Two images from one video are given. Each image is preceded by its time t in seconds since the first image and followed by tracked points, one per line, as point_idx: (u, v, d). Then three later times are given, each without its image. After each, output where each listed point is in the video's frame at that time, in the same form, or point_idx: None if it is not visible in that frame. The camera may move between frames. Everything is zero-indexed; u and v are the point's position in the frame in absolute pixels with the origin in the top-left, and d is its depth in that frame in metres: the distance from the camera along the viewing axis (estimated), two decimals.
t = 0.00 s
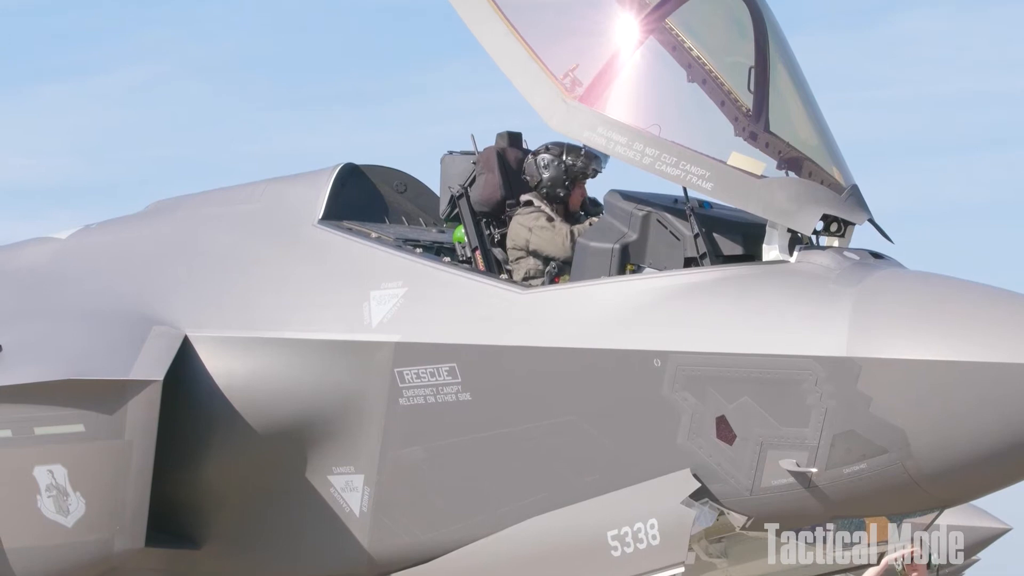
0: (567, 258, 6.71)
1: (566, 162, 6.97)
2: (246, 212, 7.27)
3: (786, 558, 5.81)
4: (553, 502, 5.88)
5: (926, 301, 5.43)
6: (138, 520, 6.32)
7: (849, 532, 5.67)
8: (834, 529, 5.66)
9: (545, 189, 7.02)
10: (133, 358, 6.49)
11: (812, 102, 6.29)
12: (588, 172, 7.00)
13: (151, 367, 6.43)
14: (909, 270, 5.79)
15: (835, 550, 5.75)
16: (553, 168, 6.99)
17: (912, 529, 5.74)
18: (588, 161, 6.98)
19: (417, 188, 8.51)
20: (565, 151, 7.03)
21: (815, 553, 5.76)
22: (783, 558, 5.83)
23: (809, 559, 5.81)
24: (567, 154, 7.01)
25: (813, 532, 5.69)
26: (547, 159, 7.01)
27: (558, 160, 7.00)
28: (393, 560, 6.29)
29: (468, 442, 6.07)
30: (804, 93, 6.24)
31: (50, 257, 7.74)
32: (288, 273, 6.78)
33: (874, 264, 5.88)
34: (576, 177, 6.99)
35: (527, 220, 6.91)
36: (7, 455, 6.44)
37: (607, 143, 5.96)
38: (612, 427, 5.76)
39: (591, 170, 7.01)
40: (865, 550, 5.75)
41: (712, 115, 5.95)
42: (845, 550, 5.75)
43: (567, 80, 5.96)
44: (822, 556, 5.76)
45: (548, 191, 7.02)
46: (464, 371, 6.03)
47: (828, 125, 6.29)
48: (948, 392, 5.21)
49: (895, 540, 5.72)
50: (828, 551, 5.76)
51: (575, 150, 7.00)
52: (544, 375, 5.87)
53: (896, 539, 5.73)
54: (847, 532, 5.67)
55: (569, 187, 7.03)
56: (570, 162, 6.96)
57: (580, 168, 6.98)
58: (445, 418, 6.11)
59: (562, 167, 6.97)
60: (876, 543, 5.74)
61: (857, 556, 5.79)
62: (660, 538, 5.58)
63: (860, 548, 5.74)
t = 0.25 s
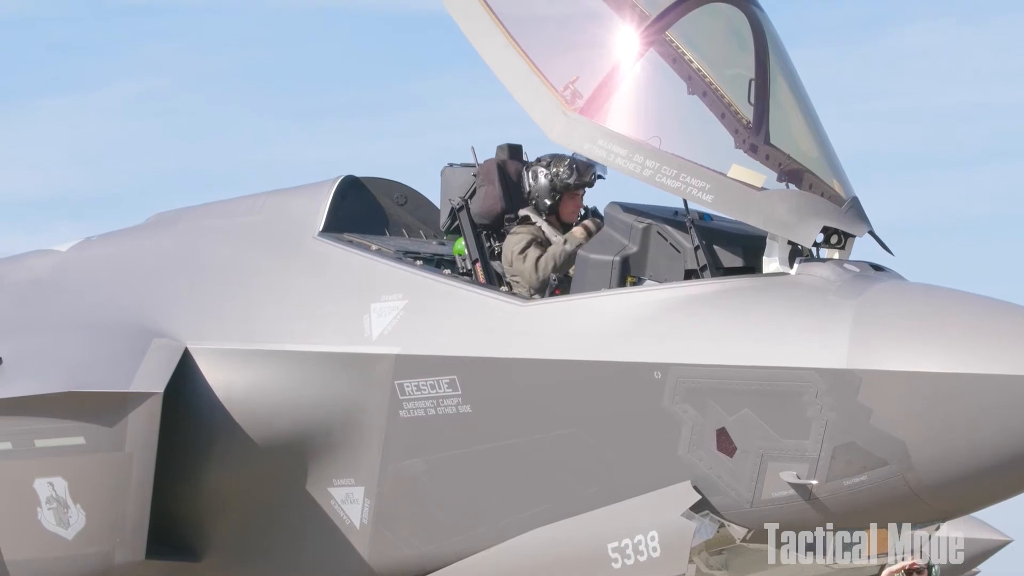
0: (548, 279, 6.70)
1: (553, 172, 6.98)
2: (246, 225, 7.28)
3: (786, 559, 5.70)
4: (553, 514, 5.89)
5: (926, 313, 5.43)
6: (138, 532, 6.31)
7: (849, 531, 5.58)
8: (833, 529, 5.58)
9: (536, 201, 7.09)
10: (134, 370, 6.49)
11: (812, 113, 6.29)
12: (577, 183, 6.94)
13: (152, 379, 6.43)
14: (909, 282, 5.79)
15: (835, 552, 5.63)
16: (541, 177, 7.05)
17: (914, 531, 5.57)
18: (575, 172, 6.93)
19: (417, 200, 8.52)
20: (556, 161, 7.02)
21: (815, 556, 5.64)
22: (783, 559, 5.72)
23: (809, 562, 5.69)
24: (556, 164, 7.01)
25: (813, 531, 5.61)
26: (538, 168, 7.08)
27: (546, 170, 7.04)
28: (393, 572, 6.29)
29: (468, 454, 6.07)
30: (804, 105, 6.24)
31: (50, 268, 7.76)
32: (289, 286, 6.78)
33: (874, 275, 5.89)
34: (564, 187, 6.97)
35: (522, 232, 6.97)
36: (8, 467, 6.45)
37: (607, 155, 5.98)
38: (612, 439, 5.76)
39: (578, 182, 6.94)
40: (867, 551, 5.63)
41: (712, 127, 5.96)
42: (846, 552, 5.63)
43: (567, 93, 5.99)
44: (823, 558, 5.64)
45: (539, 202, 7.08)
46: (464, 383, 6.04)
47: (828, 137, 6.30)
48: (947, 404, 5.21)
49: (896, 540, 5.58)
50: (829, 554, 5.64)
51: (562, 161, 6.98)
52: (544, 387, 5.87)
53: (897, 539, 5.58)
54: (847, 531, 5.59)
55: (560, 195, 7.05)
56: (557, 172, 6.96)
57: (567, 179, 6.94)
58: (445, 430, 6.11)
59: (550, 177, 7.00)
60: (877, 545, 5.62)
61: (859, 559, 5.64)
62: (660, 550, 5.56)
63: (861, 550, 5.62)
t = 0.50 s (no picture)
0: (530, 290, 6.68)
1: (545, 183, 6.95)
2: (246, 236, 7.29)
3: (786, 560, 5.66)
4: (553, 524, 5.88)
5: (926, 323, 5.43)
6: (139, 543, 6.32)
7: (849, 532, 5.55)
8: (834, 529, 5.55)
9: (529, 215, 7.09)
10: (134, 381, 6.50)
11: (812, 123, 6.30)
12: (568, 194, 6.88)
13: (152, 390, 6.44)
14: (909, 292, 5.79)
15: (835, 551, 5.61)
16: (533, 189, 7.03)
17: (914, 531, 5.53)
18: (567, 182, 6.87)
19: (417, 211, 8.52)
20: (549, 172, 7.01)
21: (815, 557, 5.62)
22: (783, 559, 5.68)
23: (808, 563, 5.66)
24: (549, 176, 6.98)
25: (813, 532, 5.58)
26: (531, 181, 7.08)
27: (539, 182, 7.02)
28: None
29: (468, 465, 6.06)
30: (804, 115, 6.25)
31: (50, 279, 7.76)
32: (289, 296, 6.79)
33: (874, 286, 5.89)
34: (556, 198, 6.92)
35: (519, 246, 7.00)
36: (7, 478, 6.45)
37: (607, 165, 5.99)
38: (612, 450, 5.75)
39: (569, 193, 6.88)
40: (867, 551, 5.61)
41: (713, 138, 5.98)
42: (846, 552, 5.61)
43: (567, 103, 6.00)
44: (823, 557, 5.62)
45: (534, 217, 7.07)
46: (464, 394, 6.04)
47: (828, 147, 6.30)
48: (948, 415, 5.21)
49: (896, 540, 5.55)
50: (828, 553, 5.62)
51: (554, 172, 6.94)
52: (543, 398, 5.87)
53: (896, 539, 5.55)
54: (847, 532, 5.55)
55: (554, 207, 6.99)
56: (548, 183, 6.93)
57: (560, 190, 6.89)
58: (445, 440, 6.11)
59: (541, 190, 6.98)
60: (877, 546, 5.60)
61: (859, 558, 5.62)
62: (660, 560, 5.60)
63: (861, 549, 5.60)
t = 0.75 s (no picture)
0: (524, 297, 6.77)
1: (550, 196, 6.90)
2: (246, 245, 7.30)
3: (786, 560, 5.65)
4: (553, 532, 5.88)
5: (925, 331, 5.43)
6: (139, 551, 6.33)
7: (849, 532, 5.53)
8: (833, 529, 5.54)
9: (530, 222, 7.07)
10: (134, 389, 6.50)
11: (812, 132, 6.31)
12: (572, 210, 6.87)
13: (152, 399, 6.44)
14: (909, 300, 5.80)
15: (835, 552, 5.60)
16: (538, 198, 6.96)
17: (914, 532, 5.50)
18: (571, 199, 6.86)
19: (417, 220, 8.58)
20: (557, 183, 6.94)
21: (815, 556, 5.61)
22: (783, 560, 5.66)
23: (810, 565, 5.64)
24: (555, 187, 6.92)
25: (813, 532, 5.56)
26: (537, 188, 6.99)
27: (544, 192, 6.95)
28: None
29: (467, 473, 6.06)
30: (804, 123, 6.25)
31: (50, 288, 7.77)
32: (289, 304, 6.80)
33: (873, 294, 5.90)
34: (559, 212, 6.89)
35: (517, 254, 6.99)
36: (8, 486, 6.46)
37: (607, 174, 6.00)
38: (612, 458, 5.75)
39: (572, 209, 6.87)
40: (867, 551, 5.59)
41: (712, 146, 5.98)
42: (846, 552, 5.60)
43: (567, 111, 6.01)
44: (823, 557, 5.61)
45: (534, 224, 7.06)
46: (464, 402, 6.04)
47: (828, 155, 6.30)
48: (948, 423, 5.20)
49: (895, 540, 5.52)
50: (828, 553, 5.61)
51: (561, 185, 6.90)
52: (543, 406, 5.87)
53: (896, 539, 5.52)
54: (847, 532, 5.53)
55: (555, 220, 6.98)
56: (554, 196, 6.88)
57: (563, 205, 6.88)
58: (445, 449, 6.11)
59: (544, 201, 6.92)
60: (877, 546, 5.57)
61: (859, 558, 5.60)
62: (660, 568, 5.62)
63: (861, 549, 5.58)
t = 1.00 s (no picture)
0: (514, 287, 6.86)
1: (563, 210, 6.78)
2: (246, 252, 7.31)
3: (785, 560, 5.62)
4: (553, 540, 5.88)
5: (925, 339, 5.43)
6: (138, 559, 6.32)
7: (849, 532, 5.50)
8: (834, 529, 5.50)
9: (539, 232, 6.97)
10: (134, 396, 6.51)
11: (811, 139, 6.31)
12: (582, 228, 6.76)
13: (152, 406, 6.44)
14: (909, 308, 5.80)
15: (835, 551, 5.57)
16: (550, 210, 6.85)
17: (915, 532, 5.46)
18: (581, 219, 6.75)
19: (417, 227, 8.58)
20: (574, 198, 6.80)
21: (815, 556, 5.58)
22: (783, 559, 5.63)
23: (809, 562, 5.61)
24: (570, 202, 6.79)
25: (813, 532, 5.52)
26: (553, 198, 6.86)
27: (558, 205, 6.83)
28: None
29: (467, 481, 6.06)
30: (804, 131, 6.26)
31: (50, 295, 7.78)
32: (289, 312, 6.80)
33: (873, 301, 5.89)
34: (567, 228, 6.79)
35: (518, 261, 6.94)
36: (8, 493, 6.46)
37: (607, 181, 5.98)
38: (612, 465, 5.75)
39: (580, 228, 6.76)
40: (867, 552, 5.56)
41: (712, 153, 5.99)
42: (846, 552, 5.57)
43: (567, 119, 6.00)
44: (823, 557, 5.58)
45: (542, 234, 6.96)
46: (464, 410, 6.04)
47: (828, 163, 6.30)
48: (948, 430, 5.20)
49: (896, 540, 5.47)
50: (828, 553, 5.58)
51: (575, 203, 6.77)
52: (543, 414, 5.87)
53: (896, 539, 5.47)
54: (847, 532, 5.51)
55: (562, 234, 6.87)
56: (566, 212, 6.77)
57: (572, 222, 6.77)
58: (445, 457, 6.11)
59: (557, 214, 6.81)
60: (877, 546, 5.54)
61: (859, 557, 5.58)
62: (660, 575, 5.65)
63: (861, 549, 5.55)
